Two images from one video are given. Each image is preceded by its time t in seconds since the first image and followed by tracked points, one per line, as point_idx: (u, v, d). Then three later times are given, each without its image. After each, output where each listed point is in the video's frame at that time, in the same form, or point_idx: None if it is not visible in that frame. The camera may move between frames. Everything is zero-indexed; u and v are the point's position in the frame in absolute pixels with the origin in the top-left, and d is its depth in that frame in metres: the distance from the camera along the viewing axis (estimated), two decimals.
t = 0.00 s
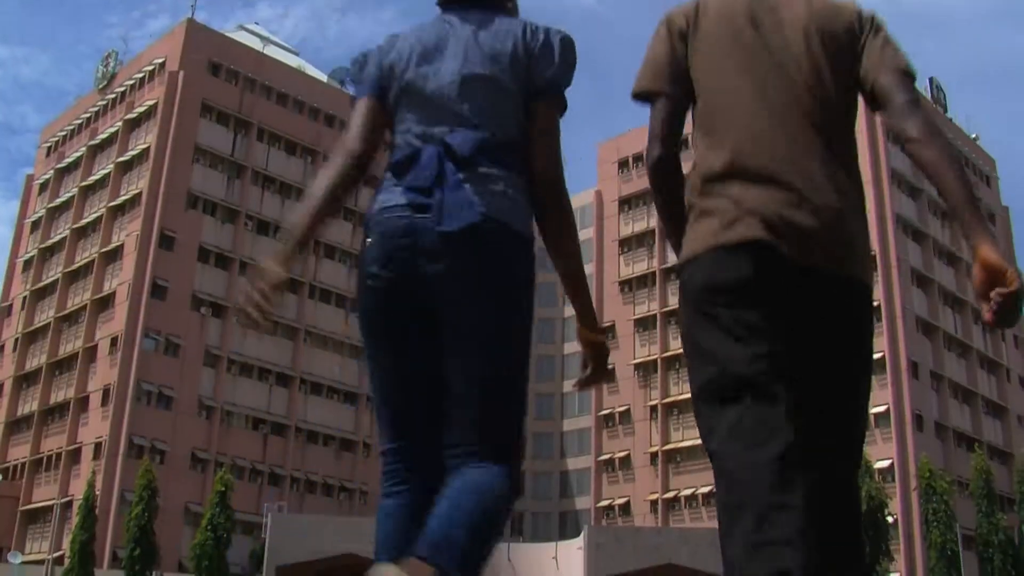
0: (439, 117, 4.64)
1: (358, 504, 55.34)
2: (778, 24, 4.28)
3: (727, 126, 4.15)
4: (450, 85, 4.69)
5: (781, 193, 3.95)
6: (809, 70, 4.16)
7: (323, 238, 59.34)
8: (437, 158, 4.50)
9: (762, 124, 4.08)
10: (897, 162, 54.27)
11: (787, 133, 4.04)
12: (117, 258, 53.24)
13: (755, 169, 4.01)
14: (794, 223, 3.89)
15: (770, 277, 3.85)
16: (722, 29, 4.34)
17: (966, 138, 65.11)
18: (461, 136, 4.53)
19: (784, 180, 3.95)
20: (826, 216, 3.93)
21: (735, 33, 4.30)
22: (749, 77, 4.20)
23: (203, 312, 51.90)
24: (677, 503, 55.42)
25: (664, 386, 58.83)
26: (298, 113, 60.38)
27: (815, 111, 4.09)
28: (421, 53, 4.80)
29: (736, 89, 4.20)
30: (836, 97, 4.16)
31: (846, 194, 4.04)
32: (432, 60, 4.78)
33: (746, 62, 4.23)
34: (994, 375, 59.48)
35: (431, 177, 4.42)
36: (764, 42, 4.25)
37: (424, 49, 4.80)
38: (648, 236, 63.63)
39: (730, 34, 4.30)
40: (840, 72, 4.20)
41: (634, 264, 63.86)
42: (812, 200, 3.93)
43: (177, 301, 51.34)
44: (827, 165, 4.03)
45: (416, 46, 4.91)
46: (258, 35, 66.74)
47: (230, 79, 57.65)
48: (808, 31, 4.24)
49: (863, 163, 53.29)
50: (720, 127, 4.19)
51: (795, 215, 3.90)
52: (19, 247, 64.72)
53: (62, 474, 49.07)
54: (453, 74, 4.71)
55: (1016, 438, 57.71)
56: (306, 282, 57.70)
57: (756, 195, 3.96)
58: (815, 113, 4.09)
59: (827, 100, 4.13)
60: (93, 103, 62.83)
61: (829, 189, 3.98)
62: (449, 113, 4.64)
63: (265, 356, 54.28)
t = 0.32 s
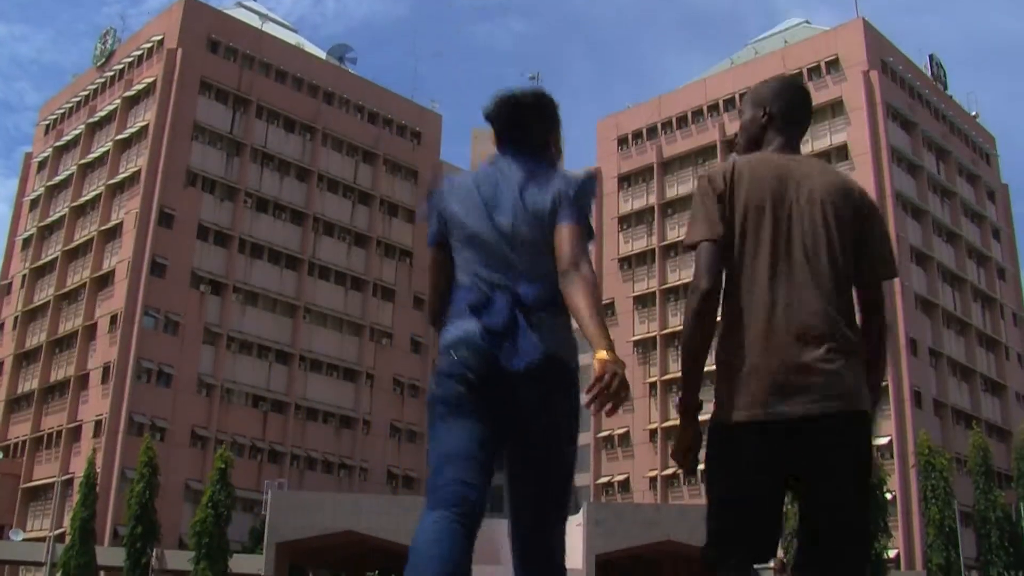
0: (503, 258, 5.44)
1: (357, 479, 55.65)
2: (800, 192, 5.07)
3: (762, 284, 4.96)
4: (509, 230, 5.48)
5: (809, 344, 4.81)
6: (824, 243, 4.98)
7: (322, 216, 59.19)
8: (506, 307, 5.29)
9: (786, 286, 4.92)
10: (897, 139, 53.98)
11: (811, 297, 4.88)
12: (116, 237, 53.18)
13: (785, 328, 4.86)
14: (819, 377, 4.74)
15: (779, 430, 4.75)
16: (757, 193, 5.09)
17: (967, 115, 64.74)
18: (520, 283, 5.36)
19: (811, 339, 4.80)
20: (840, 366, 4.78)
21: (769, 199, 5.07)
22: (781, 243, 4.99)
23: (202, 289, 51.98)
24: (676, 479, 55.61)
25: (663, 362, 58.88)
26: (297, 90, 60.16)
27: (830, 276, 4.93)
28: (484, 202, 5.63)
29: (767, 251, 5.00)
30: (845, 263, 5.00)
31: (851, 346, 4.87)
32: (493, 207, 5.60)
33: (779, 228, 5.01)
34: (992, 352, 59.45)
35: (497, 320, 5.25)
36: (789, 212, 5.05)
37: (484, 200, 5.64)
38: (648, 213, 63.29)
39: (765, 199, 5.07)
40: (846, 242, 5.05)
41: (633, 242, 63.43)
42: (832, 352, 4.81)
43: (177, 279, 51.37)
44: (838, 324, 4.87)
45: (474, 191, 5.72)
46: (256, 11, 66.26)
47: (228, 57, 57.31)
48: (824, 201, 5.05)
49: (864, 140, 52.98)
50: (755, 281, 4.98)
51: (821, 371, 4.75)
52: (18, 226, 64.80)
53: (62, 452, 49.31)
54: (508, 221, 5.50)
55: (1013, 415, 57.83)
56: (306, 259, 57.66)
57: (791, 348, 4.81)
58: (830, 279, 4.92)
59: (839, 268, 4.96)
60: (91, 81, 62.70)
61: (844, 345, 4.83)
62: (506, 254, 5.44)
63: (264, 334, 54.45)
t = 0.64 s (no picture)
0: (558, 303, 6.11)
1: (356, 456, 55.93)
2: (770, 230, 6.03)
3: (743, 312, 5.92)
4: (566, 280, 6.15)
5: (772, 363, 5.74)
6: (794, 271, 5.92)
7: (322, 192, 59.00)
8: (554, 343, 5.96)
9: (763, 313, 5.87)
10: (897, 115, 53.76)
11: (784, 323, 5.82)
12: (115, 214, 53.12)
13: (754, 348, 5.82)
14: (787, 381, 5.67)
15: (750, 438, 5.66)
16: (737, 234, 6.06)
17: (967, 91, 64.47)
18: (569, 326, 6.05)
19: (778, 352, 5.76)
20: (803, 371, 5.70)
21: (747, 239, 6.03)
22: (756, 276, 5.95)
23: (201, 266, 51.94)
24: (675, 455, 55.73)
25: (663, 338, 58.83)
26: (296, 66, 59.86)
27: (798, 304, 5.86)
28: (537, 253, 6.27)
29: (745, 287, 5.95)
30: (814, 289, 5.92)
31: (820, 361, 5.78)
32: (546, 259, 6.24)
33: (753, 264, 5.97)
34: (991, 329, 59.42)
35: (548, 356, 5.90)
36: (767, 249, 6.00)
37: (538, 251, 6.28)
38: (647, 189, 62.93)
39: (743, 241, 6.03)
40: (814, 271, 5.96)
41: (632, 218, 63.22)
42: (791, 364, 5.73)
43: (176, 256, 51.38)
44: (805, 338, 5.80)
45: (527, 243, 6.33)
46: None
47: (225, 33, 56.96)
48: (793, 237, 5.99)
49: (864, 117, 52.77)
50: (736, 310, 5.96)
51: (786, 373, 5.68)
52: (16, 202, 64.74)
53: (63, 428, 49.57)
54: (566, 273, 6.18)
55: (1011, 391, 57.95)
56: (304, 235, 57.48)
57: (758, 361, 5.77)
58: (799, 302, 5.87)
59: (808, 289, 5.91)
60: (89, 58, 62.45)
61: (805, 355, 5.75)
62: (561, 300, 6.12)
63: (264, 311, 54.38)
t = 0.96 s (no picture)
0: (569, 322, 6.30)
1: (355, 426, 56.09)
2: (764, 248, 5.89)
3: (733, 326, 5.75)
4: (576, 302, 6.34)
5: (762, 368, 5.57)
6: (783, 289, 5.76)
7: (320, 162, 58.78)
8: (567, 355, 6.12)
9: (756, 326, 5.70)
10: (896, 85, 53.46)
11: (771, 337, 5.66)
12: (113, 185, 53.06)
13: (746, 355, 5.63)
14: (776, 387, 5.52)
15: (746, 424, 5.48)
16: (732, 250, 5.93)
17: (967, 61, 64.09)
18: (579, 342, 6.22)
19: (768, 359, 5.59)
20: (791, 377, 5.56)
21: (742, 258, 5.88)
22: (751, 290, 5.78)
23: (200, 237, 51.92)
24: (673, 425, 55.88)
25: (661, 308, 58.84)
26: (294, 37, 59.51)
27: (785, 319, 5.73)
28: (549, 276, 6.46)
29: (738, 305, 5.78)
30: (800, 311, 5.79)
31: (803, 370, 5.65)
32: (558, 283, 6.42)
33: (748, 280, 5.81)
34: (989, 299, 59.36)
35: (558, 368, 6.07)
36: (760, 269, 5.84)
37: (552, 274, 6.47)
38: (646, 158, 62.63)
39: (738, 260, 5.88)
40: (802, 294, 5.82)
41: (631, 188, 63.01)
42: (779, 373, 5.57)
43: (175, 227, 51.30)
44: (791, 353, 5.66)
45: (543, 269, 6.52)
46: None
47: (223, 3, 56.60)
48: (787, 261, 5.81)
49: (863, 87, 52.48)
50: (725, 321, 5.79)
51: (774, 377, 5.52)
52: (15, 173, 64.67)
53: (63, 399, 49.83)
54: (576, 294, 6.36)
55: (1009, 362, 57.98)
56: (303, 205, 57.34)
57: (747, 365, 5.60)
58: (786, 319, 5.72)
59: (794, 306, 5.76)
60: (87, 27, 62.15)
61: (792, 365, 5.62)
62: (573, 320, 6.31)
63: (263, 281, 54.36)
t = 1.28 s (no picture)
0: (584, 339, 6.59)
1: (355, 399, 56.29)
2: (763, 253, 6.19)
3: (739, 327, 6.07)
4: (589, 320, 6.63)
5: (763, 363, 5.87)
6: (780, 291, 6.09)
7: (319, 136, 58.55)
8: (582, 368, 6.42)
9: (757, 325, 6.03)
10: (896, 59, 53.22)
11: (774, 334, 5.97)
12: (112, 160, 52.98)
13: (750, 350, 5.96)
14: (775, 379, 5.81)
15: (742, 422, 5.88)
16: (736, 255, 6.22)
17: (967, 35, 63.73)
18: (593, 354, 6.49)
19: (771, 353, 5.88)
20: (791, 366, 5.84)
21: (745, 262, 6.18)
22: (752, 294, 6.11)
23: (198, 211, 51.84)
24: (672, 399, 56.01)
25: (660, 282, 58.91)
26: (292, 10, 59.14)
27: (783, 318, 6.04)
28: (567, 298, 6.79)
29: (741, 306, 6.10)
30: (800, 310, 6.10)
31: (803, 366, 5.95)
32: (575, 303, 6.74)
33: (749, 285, 6.11)
34: (988, 274, 59.32)
35: (573, 378, 6.37)
36: (760, 273, 6.15)
37: (568, 296, 6.80)
38: (644, 132, 62.37)
39: (741, 265, 6.17)
40: (801, 294, 6.13)
41: (630, 162, 62.83)
42: (781, 363, 5.86)
43: (173, 201, 51.22)
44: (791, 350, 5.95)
45: (562, 292, 6.86)
46: None
47: None
48: (785, 265, 6.13)
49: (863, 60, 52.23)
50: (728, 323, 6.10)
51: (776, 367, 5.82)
52: (13, 148, 64.61)
53: (63, 373, 50.04)
54: (588, 313, 6.66)
55: (1007, 336, 58.01)
56: (302, 179, 57.23)
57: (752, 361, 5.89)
58: (787, 317, 6.04)
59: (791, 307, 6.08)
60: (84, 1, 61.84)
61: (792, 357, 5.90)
62: (588, 336, 6.60)
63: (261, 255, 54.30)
